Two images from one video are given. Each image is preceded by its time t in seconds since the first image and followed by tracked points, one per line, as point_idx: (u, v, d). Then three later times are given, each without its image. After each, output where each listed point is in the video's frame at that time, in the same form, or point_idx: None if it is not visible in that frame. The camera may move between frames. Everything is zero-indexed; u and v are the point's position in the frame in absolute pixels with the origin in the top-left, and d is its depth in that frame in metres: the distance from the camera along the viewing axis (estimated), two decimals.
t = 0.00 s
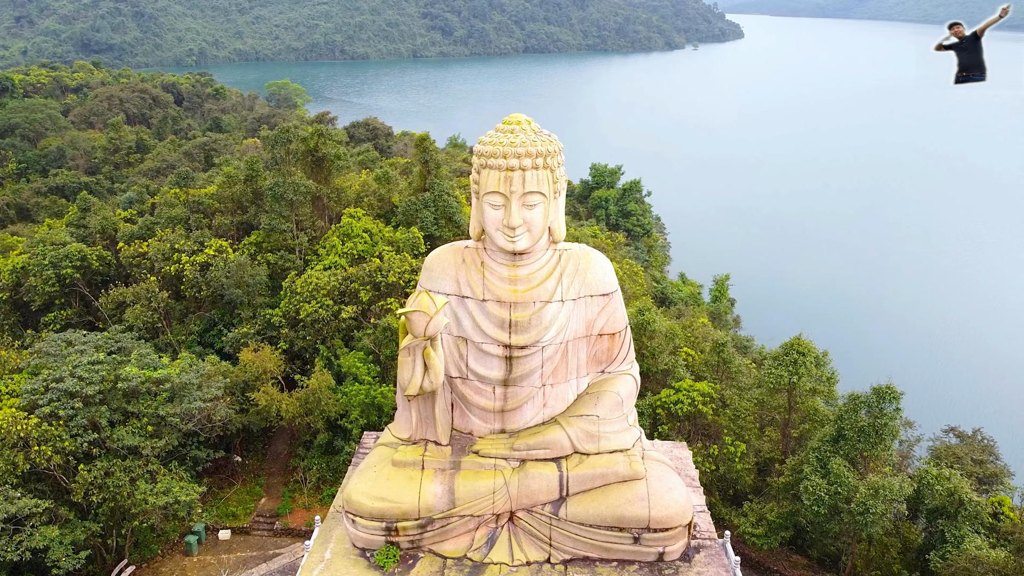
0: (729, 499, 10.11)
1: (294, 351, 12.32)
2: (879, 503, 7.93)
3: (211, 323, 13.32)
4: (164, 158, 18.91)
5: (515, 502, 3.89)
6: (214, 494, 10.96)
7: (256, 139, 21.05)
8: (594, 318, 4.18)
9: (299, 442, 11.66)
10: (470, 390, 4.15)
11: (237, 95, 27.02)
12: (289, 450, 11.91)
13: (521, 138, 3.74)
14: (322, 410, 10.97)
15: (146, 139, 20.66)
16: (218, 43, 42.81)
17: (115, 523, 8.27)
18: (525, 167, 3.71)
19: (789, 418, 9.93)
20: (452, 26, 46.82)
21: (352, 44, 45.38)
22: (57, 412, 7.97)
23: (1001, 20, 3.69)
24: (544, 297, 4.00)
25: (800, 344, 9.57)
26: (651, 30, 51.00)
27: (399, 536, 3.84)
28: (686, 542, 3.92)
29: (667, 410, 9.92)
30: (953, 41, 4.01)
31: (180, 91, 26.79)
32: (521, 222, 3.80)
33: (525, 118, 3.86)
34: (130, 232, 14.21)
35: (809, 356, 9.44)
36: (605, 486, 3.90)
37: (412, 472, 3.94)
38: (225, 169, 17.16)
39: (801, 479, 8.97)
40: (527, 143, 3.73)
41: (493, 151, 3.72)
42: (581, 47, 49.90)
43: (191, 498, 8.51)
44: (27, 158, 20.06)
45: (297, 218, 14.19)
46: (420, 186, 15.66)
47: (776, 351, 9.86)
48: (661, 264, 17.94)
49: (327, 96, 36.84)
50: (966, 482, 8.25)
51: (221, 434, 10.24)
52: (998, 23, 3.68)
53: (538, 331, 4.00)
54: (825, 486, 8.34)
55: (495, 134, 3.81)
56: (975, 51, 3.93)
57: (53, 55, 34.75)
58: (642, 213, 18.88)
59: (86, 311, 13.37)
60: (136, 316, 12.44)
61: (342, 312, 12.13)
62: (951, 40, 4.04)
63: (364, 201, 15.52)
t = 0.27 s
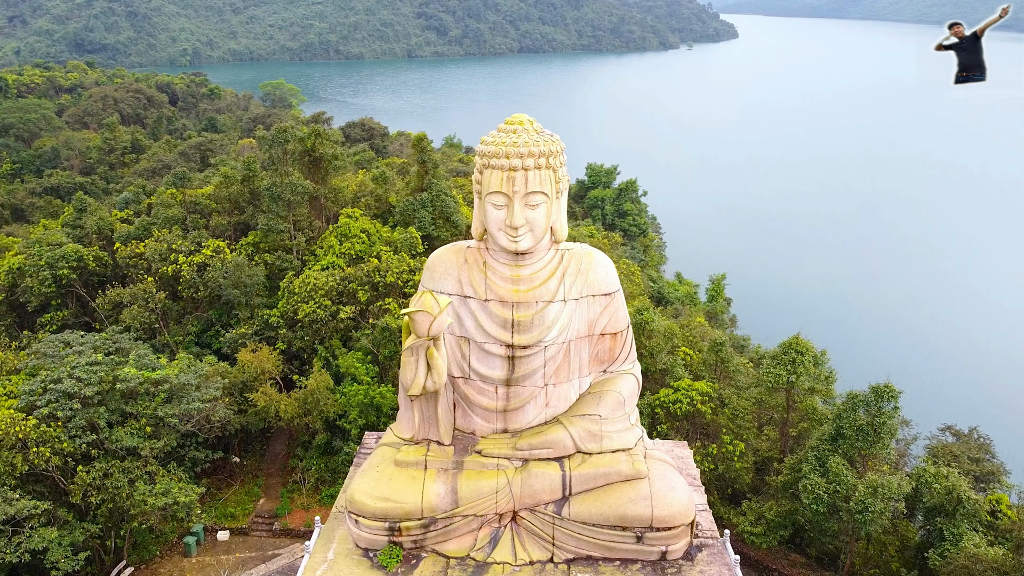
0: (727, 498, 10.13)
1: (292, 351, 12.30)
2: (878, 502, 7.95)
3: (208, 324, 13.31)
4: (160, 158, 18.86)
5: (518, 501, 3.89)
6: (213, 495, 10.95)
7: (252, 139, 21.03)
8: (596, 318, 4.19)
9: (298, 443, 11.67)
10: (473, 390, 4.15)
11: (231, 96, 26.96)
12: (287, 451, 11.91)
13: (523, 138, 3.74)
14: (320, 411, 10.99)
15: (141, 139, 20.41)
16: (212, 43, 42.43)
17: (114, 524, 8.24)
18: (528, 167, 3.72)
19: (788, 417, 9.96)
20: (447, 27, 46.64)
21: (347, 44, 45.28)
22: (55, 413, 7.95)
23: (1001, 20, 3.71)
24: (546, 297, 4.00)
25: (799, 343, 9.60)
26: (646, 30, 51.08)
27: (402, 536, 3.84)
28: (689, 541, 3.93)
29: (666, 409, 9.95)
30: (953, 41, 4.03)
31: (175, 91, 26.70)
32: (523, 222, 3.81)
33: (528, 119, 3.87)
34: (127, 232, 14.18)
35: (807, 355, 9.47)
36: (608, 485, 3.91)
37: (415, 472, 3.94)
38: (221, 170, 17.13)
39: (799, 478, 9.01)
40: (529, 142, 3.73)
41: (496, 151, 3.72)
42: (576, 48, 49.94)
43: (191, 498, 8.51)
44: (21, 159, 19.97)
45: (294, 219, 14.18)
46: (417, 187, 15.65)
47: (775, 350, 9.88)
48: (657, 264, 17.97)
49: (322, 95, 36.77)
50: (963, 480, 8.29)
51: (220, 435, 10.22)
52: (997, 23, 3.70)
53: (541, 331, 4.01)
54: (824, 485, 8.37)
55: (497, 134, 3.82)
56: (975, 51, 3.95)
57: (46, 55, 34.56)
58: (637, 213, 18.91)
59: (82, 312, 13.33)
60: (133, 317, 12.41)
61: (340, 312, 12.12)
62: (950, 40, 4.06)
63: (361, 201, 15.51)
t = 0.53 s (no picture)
0: (722, 497, 10.17)
1: (286, 352, 12.26)
2: (873, 499, 7.98)
3: (201, 325, 13.24)
4: (151, 159, 18.76)
5: (519, 501, 3.90)
6: (207, 497, 10.90)
7: (243, 140, 20.95)
8: (595, 317, 4.20)
9: (293, 444, 11.65)
10: (472, 390, 4.16)
11: (222, 96, 26.83)
12: (282, 452, 11.87)
13: (523, 138, 3.75)
14: (315, 412, 10.98)
15: (131, 139, 20.60)
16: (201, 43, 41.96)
17: (108, 527, 8.18)
18: (528, 167, 3.72)
19: (782, 416, 10.00)
20: (437, 27, 46.91)
21: (337, 44, 45.08)
22: (49, 415, 7.90)
23: (1002, 21, 3.74)
24: (546, 297, 4.01)
25: (793, 342, 9.64)
26: (636, 31, 51.20)
27: (402, 537, 3.83)
28: (688, 540, 3.94)
29: (661, 408, 9.98)
30: (953, 41, 4.06)
31: (165, 92, 26.53)
32: (523, 222, 3.81)
33: (527, 119, 3.87)
34: (119, 233, 14.11)
35: (802, 354, 9.51)
36: (608, 484, 3.91)
37: (415, 473, 3.93)
38: (214, 170, 17.05)
39: (794, 476, 9.06)
40: (529, 142, 3.74)
41: (495, 151, 3.73)
42: (567, 48, 50.01)
43: (186, 500, 8.39)
44: (10, 160, 19.80)
45: (287, 219, 14.13)
46: (411, 187, 15.64)
47: (769, 349, 9.94)
48: (649, 264, 18.03)
49: (313, 95, 36.64)
50: (956, 477, 8.36)
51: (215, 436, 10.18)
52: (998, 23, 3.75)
53: (541, 330, 4.01)
54: (818, 483, 8.41)
55: (497, 135, 3.82)
56: (975, 51, 3.98)
57: (34, 55, 34.20)
58: (630, 212, 18.97)
59: (74, 314, 13.24)
60: (126, 318, 12.34)
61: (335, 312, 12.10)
62: (951, 40, 4.09)
63: (354, 202, 15.48)
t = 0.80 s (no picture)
0: (712, 494, 10.22)
1: (274, 354, 12.18)
2: (862, 495, 8.07)
3: (188, 327, 13.12)
4: (135, 160, 18.56)
5: (515, 501, 3.90)
6: (196, 500, 10.80)
7: (228, 140, 20.80)
8: (589, 317, 4.22)
9: (282, 446, 11.58)
10: (467, 390, 4.16)
11: (205, 97, 26.58)
12: (271, 454, 11.80)
13: (517, 138, 3.75)
14: (305, 414, 10.94)
15: (114, 141, 20.46)
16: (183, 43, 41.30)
17: (97, 531, 8.10)
18: (522, 167, 3.73)
19: (771, 413, 10.07)
20: (421, 27, 46.92)
21: (320, 44, 44.63)
22: (36, 420, 7.80)
23: (1002, 20, 3.80)
24: (540, 296, 4.02)
25: (782, 340, 9.74)
26: (620, 31, 51.45)
27: (399, 538, 3.82)
28: (684, 537, 3.96)
29: (652, 406, 10.02)
30: (953, 41, 4.12)
31: (147, 92, 26.20)
32: (518, 222, 3.82)
33: (521, 119, 3.88)
34: (104, 235, 13.96)
35: (791, 351, 9.61)
36: (604, 483, 3.93)
37: (412, 473, 3.93)
38: (200, 171, 16.90)
39: (784, 473, 9.13)
40: (523, 143, 3.75)
41: (490, 152, 3.73)
42: (551, 47, 50.19)
43: (176, 503, 8.29)
44: None
45: (275, 220, 14.05)
46: (399, 187, 15.63)
47: (758, 347, 10.03)
48: (635, 263, 18.12)
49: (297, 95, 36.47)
50: (943, 472, 8.47)
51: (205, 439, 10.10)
52: (998, 24, 3.80)
53: (536, 330, 4.02)
54: (808, 479, 8.49)
55: (491, 135, 3.83)
56: (975, 51, 4.03)
57: (12, 55, 33.57)
58: (616, 212, 19.05)
59: (59, 316, 13.07)
60: (113, 321, 12.21)
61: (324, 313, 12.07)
62: (950, 40, 4.14)
63: (342, 202, 15.41)
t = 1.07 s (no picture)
0: (702, 492, 10.28)
1: (263, 355, 12.11)
2: (852, 491, 8.16)
3: (175, 329, 12.99)
4: (118, 162, 18.37)
5: (511, 500, 3.91)
6: (185, 503, 10.71)
7: (211, 141, 20.63)
8: (584, 316, 4.24)
9: (272, 448, 11.52)
10: (463, 390, 4.16)
11: (188, 97, 26.31)
12: (260, 456, 11.73)
13: (512, 139, 3.76)
14: (294, 415, 10.89)
15: (97, 142, 20.28)
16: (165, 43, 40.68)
17: (86, 536, 8.02)
18: (517, 167, 3.73)
19: (761, 410, 10.14)
20: (405, 27, 46.82)
21: (302, 43, 44.02)
22: (23, 424, 7.71)
23: (1002, 21, 3.85)
24: (535, 296, 4.03)
25: (770, 338, 9.85)
26: (604, 31, 51.61)
27: (395, 538, 3.82)
28: (679, 534, 3.99)
29: (642, 405, 10.08)
30: (953, 41, 4.18)
31: (128, 93, 25.93)
32: (513, 221, 3.83)
33: (515, 119, 3.88)
34: (89, 237, 13.83)
35: (779, 349, 9.71)
36: (600, 481, 3.95)
37: (408, 474, 3.93)
38: (186, 172, 16.77)
39: (773, 470, 9.21)
40: (518, 143, 3.75)
41: (485, 152, 3.73)
42: (535, 48, 50.29)
43: (166, 507, 8.29)
44: None
45: (262, 221, 13.96)
46: (387, 188, 15.62)
47: (746, 345, 10.13)
48: (621, 262, 18.22)
49: (281, 96, 36.32)
50: (930, 467, 8.59)
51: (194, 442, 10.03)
52: (998, 24, 3.86)
53: (531, 330, 4.03)
54: (798, 476, 8.57)
55: (485, 135, 3.83)
56: (975, 51, 4.10)
57: None
58: (602, 212, 19.13)
59: (43, 319, 12.89)
60: (98, 323, 12.08)
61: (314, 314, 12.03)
62: (951, 40, 4.21)
63: (329, 203, 15.34)
